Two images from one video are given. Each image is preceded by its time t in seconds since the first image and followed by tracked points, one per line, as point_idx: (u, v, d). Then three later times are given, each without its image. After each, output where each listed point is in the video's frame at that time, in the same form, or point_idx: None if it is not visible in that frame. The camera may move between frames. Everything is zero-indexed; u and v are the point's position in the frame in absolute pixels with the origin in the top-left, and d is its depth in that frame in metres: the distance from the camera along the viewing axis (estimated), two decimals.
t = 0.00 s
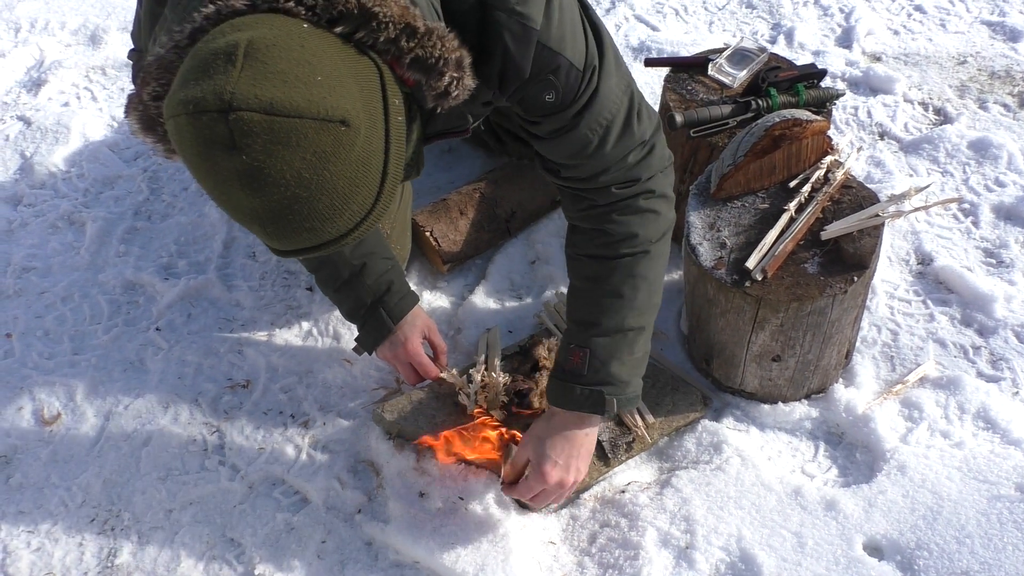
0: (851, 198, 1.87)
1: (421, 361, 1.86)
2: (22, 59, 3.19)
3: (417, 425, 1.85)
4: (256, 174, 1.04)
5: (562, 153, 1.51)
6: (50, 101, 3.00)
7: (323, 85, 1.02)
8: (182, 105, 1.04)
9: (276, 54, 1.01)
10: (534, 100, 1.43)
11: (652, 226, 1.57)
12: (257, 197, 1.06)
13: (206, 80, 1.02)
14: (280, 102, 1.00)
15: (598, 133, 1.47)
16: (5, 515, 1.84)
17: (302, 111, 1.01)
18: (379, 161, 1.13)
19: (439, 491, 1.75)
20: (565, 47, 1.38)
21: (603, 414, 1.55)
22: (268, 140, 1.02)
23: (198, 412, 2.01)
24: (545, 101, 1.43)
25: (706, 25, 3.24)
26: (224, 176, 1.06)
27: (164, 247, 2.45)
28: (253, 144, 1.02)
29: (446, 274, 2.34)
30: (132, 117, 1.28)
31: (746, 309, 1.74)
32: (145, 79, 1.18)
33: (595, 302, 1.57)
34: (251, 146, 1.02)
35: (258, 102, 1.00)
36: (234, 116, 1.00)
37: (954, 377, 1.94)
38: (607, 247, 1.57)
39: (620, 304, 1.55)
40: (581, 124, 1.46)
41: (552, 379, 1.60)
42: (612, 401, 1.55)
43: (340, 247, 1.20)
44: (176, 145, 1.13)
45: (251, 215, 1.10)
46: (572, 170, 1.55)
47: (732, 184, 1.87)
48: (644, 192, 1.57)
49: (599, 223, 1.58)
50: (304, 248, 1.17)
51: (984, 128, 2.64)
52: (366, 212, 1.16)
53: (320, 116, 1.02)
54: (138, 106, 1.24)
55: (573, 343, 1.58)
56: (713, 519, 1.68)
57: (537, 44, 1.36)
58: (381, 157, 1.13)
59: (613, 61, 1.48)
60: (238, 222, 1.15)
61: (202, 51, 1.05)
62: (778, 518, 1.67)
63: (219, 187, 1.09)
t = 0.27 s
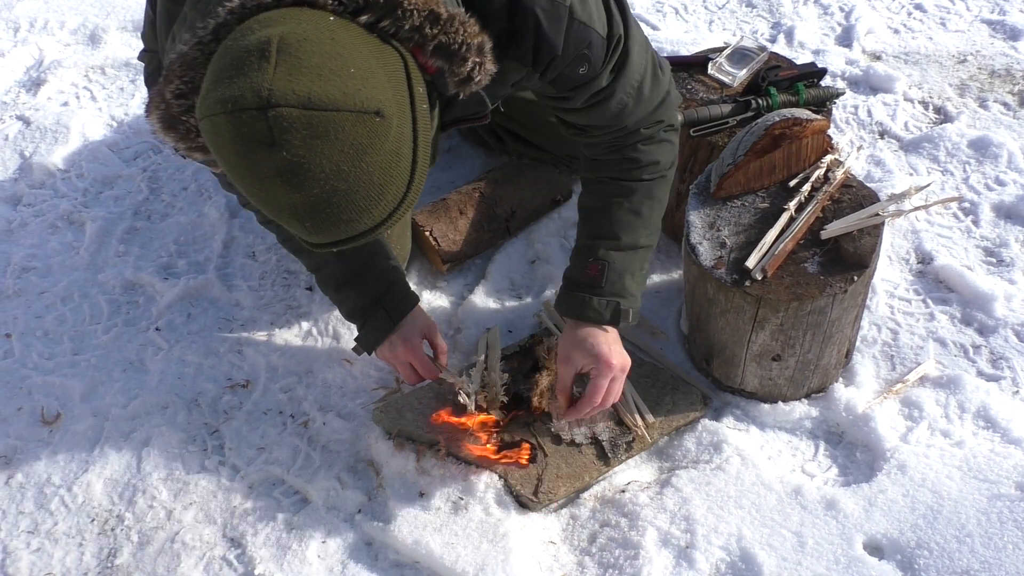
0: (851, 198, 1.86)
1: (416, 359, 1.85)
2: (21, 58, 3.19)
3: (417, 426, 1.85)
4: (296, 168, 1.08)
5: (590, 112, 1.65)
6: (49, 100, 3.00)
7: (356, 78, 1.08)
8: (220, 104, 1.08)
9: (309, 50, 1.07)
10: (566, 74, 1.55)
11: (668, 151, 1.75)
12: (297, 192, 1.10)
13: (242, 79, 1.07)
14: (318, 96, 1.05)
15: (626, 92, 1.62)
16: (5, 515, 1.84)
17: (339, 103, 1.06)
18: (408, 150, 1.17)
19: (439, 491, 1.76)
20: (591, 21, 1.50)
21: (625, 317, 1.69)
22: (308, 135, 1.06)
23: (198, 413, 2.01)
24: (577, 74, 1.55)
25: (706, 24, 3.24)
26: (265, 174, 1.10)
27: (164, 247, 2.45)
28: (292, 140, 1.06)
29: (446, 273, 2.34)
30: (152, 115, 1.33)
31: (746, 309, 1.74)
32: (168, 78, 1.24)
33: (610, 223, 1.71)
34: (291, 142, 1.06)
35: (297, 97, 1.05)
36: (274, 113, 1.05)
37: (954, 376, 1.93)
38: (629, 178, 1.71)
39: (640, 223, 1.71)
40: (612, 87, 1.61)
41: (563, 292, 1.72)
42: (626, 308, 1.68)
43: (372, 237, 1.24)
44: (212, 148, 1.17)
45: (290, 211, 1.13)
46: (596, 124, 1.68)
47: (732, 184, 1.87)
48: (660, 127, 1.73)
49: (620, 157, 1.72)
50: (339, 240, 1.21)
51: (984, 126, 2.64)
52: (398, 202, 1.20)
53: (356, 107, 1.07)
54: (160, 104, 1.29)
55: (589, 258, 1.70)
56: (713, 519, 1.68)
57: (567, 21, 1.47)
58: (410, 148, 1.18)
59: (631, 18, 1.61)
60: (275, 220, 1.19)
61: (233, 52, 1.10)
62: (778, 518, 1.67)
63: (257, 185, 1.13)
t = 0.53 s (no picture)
0: (851, 198, 1.86)
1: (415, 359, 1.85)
2: (20, 59, 3.19)
3: (417, 426, 1.86)
4: (324, 157, 1.08)
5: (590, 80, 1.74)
6: (49, 101, 2.99)
7: (381, 66, 1.08)
8: (247, 94, 1.08)
9: (335, 37, 1.07)
10: (578, 52, 1.61)
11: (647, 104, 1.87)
12: (325, 180, 1.10)
13: (268, 68, 1.07)
14: (347, 84, 1.05)
15: (622, 59, 1.73)
16: (5, 516, 1.84)
17: (366, 91, 1.06)
18: (429, 137, 1.18)
19: (439, 491, 1.76)
20: None
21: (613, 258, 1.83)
22: (337, 123, 1.06)
23: (198, 413, 2.01)
24: (585, 49, 1.62)
25: (706, 24, 3.24)
26: (294, 163, 1.10)
27: (164, 247, 2.45)
28: (322, 128, 1.06)
29: (446, 274, 2.34)
30: (167, 111, 1.32)
31: (746, 309, 1.74)
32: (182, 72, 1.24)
33: (597, 167, 1.80)
34: (320, 130, 1.06)
35: (325, 86, 1.05)
36: (303, 102, 1.05)
37: (955, 377, 1.93)
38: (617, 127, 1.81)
39: (625, 167, 1.82)
40: (612, 55, 1.71)
41: (552, 232, 1.81)
42: (613, 247, 1.82)
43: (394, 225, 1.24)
44: (237, 139, 1.16)
45: (318, 199, 1.13)
46: (591, 88, 1.77)
47: (732, 184, 1.87)
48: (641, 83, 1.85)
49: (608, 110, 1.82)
50: (362, 229, 1.21)
51: (984, 127, 2.63)
52: (420, 190, 1.20)
53: (383, 94, 1.07)
54: (175, 98, 1.28)
55: (579, 199, 1.78)
56: (713, 520, 1.67)
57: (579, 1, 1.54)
58: (431, 136, 1.18)
59: None
60: (300, 208, 1.19)
61: (257, 42, 1.09)
62: (778, 519, 1.66)
63: (284, 174, 1.13)
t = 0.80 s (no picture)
0: (852, 198, 1.86)
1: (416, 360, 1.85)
2: (21, 58, 3.18)
3: (417, 427, 1.85)
4: (317, 154, 1.08)
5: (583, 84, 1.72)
6: (49, 100, 2.99)
7: (375, 64, 1.08)
8: (241, 90, 1.07)
9: (330, 35, 1.07)
10: (572, 53, 1.60)
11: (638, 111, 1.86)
12: (317, 176, 1.10)
13: (262, 64, 1.06)
14: (340, 81, 1.05)
15: (615, 64, 1.71)
16: (5, 517, 1.84)
17: (360, 88, 1.06)
18: (422, 136, 1.18)
19: (439, 492, 1.76)
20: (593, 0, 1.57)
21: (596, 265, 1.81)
22: (330, 120, 1.06)
23: (198, 414, 2.01)
24: (578, 52, 1.61)
25: (707, 24, 3.23)
26: (287, 159, 1.10)
27: (164, 247, 2.44)
28: (315, 125, 1.06)
29: (446, 274, 2.33)
30: (163, 108, 1.31)
31: (747, 310, 1.74)
32: (179, 67, 1.23)
33: (586, 174, 1.79)
34: (313, 126, 1.06)
35: (318, 82, 1.05)
36: (296, 98, 1.05)
37: (956, 377, 1.93)
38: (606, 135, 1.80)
39: (613, 177, 1.82)
40: (605, 60, 1.69)
41: (539, 239, 1.80)
42: (597, 257, 1.80)
43: (385, 224, 1.24)
44: (230, 135, 1.16)
45: (310, 196, 1.13)
46: (583, 93, 1.75)
47: (733, 184, 1.87)
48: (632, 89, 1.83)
49: (598, 116, 1.80)
50: (354, 226, 1.20)
51: (986, 127, 2.63)
52: (412, 189, 1.20)
53: (377, 92, 1.07)
54: (171, 95, 1.27)
55: (567, 209, 1.78)
56: (714, 521, 1.67)
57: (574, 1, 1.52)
58: (423, 135, 1.18)
59: None
60: (292, 205, 1.19)
61: (251, 38, 1.09)
62: (779, 520, 1.66)
63: (276, 170, 1.12)
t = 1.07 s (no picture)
0: (856, 200, 1.86)
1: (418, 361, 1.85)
2: (24, 57, 3.19)
3: (420, 426, 1.85)
4: (302, 162, 1.08)
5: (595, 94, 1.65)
6: (53, 99, 2.99)
7: (363, 72, 1.08)
8: (228, 98, 1.08)
9: (317, 43, 1.07)
10: (575, 59, 1.55)
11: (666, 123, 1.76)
12: (303, 184, 1.10)
13: (250, 71, 1.07)
14: (326, 89, 1.05)
15: (629, 72, 1.63)
16: (8, 515, 1.84)
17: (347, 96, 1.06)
18: (413, 145, 1.17)
19: (442, 492, 1.76)
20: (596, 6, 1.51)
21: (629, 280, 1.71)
22: (315, 127, 1.06)
23: (201, 413, 2.01)
24: (582, 58, 1.55)
25: (711, 24, 3.23)
26: (273, 166, 1.10)
27: (167, 246, 2.44)
28: (300, 133, 1.06)
29: (449, 273, 2.33)
30: (159, 114, 1.32)
31: (751, 310, 1.73)
32: (175, 73, 1.24)
33: (608, 190, 1.72)
34: (298, 134, 1.07)
35: (304, 90, 1.05)
36: (281, 106, 1.05)
37: (959, 379, 1.93)
38: (628, 148, 1.72)
39: (636, 191, 1.72)
40: (617, 67, 1.61)
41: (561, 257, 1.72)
42: (623, 275, 1.70)
43: (375, 232, 1.23)
44: (219, 142, 1.17)
45: (297, 202, 1.13)
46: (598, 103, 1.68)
47: (737, 185, 1.87)
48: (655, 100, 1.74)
49: (619, 129, 1.72)
50: (343, 233, 1.21)
51: (989, 128, 2.63)
52: (402, 198, 1.19)
53: (363, 100, 1.07)
54: (167, 100, 1.28)
55: (588, 225, 1.70)
56: (717, 522, 1.67)
57: (574, 6, 1.48)
58: (414, 143, 1.18)
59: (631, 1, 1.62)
60: (281, 211, 1.19)
61: (242, 45, 1.10)
62: (781, 521, 1.66)
63: (263, 177, 1.13)
